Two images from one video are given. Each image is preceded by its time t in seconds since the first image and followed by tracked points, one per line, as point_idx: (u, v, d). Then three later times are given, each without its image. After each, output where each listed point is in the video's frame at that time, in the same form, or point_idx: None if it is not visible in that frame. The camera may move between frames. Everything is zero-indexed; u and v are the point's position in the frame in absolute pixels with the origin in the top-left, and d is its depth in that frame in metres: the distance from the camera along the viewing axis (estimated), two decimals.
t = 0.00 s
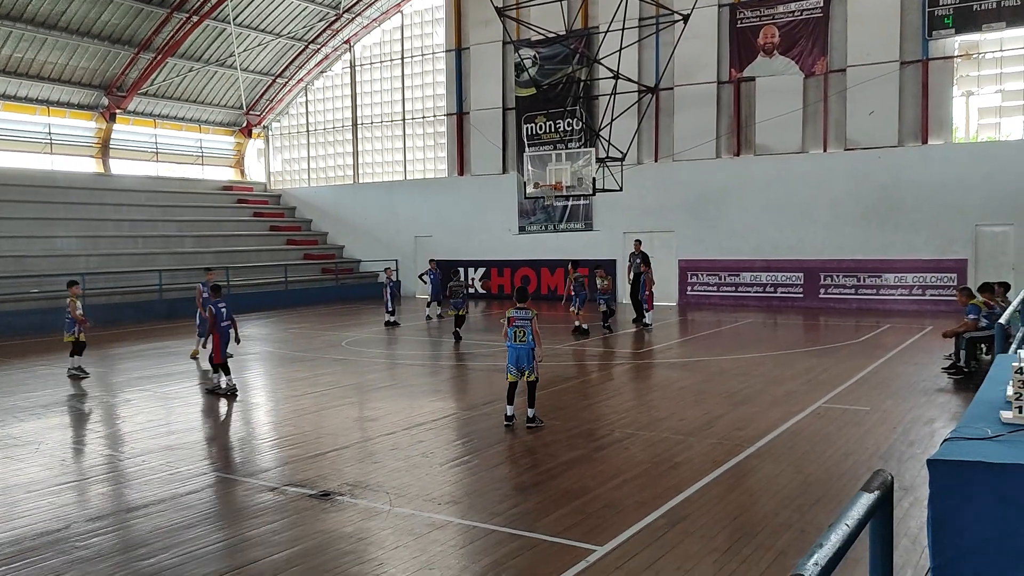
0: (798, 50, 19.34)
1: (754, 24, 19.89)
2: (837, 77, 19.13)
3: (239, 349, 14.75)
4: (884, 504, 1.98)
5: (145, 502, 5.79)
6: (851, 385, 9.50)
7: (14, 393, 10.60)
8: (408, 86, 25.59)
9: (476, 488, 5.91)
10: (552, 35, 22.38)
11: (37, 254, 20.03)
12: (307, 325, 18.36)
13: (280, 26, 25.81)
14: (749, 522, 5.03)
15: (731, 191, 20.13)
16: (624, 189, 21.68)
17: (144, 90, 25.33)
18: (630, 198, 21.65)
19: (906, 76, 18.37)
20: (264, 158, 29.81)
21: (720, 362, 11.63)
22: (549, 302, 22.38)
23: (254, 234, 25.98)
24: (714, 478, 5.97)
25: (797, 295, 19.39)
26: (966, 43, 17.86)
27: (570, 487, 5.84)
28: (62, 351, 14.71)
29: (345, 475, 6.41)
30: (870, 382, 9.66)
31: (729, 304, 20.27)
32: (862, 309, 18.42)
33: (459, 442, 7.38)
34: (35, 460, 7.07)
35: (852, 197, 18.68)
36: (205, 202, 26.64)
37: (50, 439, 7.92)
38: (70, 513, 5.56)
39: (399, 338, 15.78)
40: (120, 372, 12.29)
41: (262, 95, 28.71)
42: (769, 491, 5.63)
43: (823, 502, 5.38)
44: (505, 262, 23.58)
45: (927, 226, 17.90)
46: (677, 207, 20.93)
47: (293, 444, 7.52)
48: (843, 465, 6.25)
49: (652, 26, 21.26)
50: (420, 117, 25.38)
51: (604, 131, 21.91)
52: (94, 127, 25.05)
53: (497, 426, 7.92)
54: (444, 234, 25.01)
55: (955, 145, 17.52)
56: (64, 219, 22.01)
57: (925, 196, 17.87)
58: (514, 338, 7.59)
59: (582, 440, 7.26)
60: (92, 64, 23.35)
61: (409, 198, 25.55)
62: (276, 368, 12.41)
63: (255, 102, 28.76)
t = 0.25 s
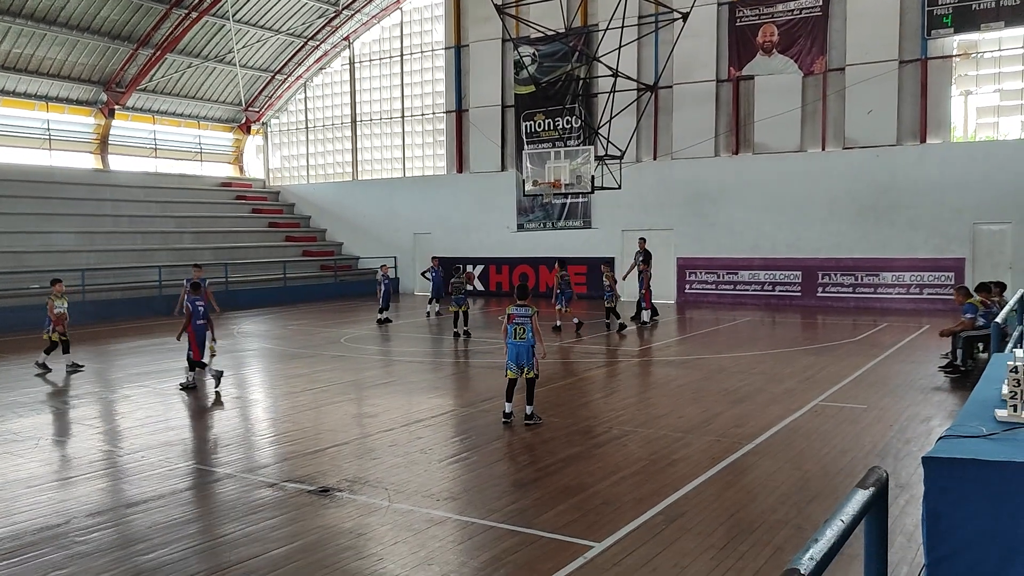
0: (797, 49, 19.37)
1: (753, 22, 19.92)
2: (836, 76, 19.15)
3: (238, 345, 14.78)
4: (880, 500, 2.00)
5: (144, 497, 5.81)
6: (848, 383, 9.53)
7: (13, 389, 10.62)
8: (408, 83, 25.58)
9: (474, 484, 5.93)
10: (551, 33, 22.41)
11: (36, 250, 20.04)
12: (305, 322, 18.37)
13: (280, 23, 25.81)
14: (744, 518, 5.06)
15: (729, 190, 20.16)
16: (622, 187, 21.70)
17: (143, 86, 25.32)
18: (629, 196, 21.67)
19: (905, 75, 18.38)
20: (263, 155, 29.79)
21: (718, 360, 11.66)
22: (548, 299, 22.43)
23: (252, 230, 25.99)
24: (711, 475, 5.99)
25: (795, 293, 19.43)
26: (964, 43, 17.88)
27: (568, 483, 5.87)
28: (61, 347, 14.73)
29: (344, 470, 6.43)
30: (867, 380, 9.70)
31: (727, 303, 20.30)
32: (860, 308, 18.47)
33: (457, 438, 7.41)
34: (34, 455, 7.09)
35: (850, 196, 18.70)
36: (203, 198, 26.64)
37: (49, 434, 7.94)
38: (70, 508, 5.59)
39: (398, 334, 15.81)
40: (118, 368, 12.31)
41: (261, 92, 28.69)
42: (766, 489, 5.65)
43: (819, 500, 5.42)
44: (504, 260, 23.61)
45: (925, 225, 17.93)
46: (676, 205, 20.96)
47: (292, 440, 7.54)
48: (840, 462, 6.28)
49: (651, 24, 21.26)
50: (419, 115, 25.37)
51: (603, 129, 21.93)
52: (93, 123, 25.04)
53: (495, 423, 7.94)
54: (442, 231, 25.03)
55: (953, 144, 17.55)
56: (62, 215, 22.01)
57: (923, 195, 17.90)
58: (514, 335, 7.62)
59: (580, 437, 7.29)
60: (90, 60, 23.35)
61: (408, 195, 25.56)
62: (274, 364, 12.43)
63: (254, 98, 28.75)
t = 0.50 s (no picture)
0: (795, 50, 19.41)
1: (751, 23, 19.93)
2: (833, 77, 19.18)
3: (235, 344, 14.77)
4: (876, 497, 2.02)
5: (142, 496, 5.81)
6: (845, 383, 9.56)
7: (10, 388, 10.60)
8: (405, 83, 25.57)
9: (471, 484, 5.94)
10: (549, 33, 22.44)
11: (33, 249, 20.01)
12: (303, 322, 18.36)
13: (277, 22, 25.80)
14: (742, 518, 5.08)
15: (727, 190, 20.19)
16: (620, 187, 21.72)
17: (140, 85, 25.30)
18: (626, 197, 21.70)
19: (902, 76, 18.41)
20: (260, 154, 29.76)
21: (715, 360, 11.68)
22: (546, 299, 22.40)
23: (250, 229, 25.98)
24: (709, 475, 6.01)
25: (792, 294, 19.48)
26: (962, 44, 17.92)
27: (565, 483, 5.88)
28: (58, 346, 14.70)
29: (342, 470, 6.44)
30: (863, 380, 9.72)
31: (724, 303, 20.33)
32: (857, 309, 18.52)
33: (454, 437, 7.42)
34: (32, 454, 7.09)
35: (848, 197, 18.74)
36: (201, 197, 26.62)
37: (47, 433, 7.94)
38: (69, 506, 5.59)
39: (395, 334, 15.80)
40: (115, 367, 12.29)
41: (259, 91, 28.66)
42: (763, 488, 5.67)
43: (815, 499, 5.44)
44: (501, 260, 23.60)
45: (922, 226, 17.97)
46: (673, 206, 20.99)
47: (289, 439, 7.55)
48: (837, 462, 6.30)
49: (649, 25, 21.28)
50: (417, 115, 25.36)
51: (601, 129, 21.95)
52: (91, 123, 25.01)
53: (493, 423, 7.95)
54: (440, 231, 25.03)
55: (951, 145, 17.59)
56: (59, 214, 21.98)
57: (921, 196, 17.94)
58: (512, 336, 7.61)
59: (578, 436, 7.30)
60: (88, 59, 23.32)
61: (406, 195, 25.56)
62: (271, 364, 12.42)
63: (251, 98, 28.72)
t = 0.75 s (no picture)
0: (791, 53, 19.46)
1: (748, 27, 19.97)
2: (830, 81, 19.23)
3: (231, 347, 14.75)
4: (862, 501, 2.03)
5: (137, 499, 5.80)
6: (840, 386, 9.58)
7: (6, 391, 10.58)
8: (403, 86, 25.58)
9: (466, 487, 5.94)
10: (546, 37, 22.51)
11: (29, 252, 20.00)
12: (299, 325, 18.36)
13: (275, 26, 25.84)
14: (736, 521, 5.08)
15: (724, 193, 20.22)
16: (617, 191, 21.74)
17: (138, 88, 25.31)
18: (623, 200, 21.73)
19: (898, 80, 18.47)
20: (258, 157, 29.77)
21: (711, 363, 11.70)
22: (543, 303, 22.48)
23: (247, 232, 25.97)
24: (703, 478, 6.02)
25: (788, 297, 19.53)
26: (957, 49, 18.00)
27: (560, 486, 5.88)
28: (54, 349, 14.68)
29: (337, 473, 6.44)
30: (859, 384, 9.74)
31: (721, 306, 20.37)
32: (853, 312, 18.57)
33: (450, 440, 7.42)
34: (27, 457, 7.08)
35: (844, 200, 18.78)
36: (198, 200, 26.61)
37: (41, 436, 7.93)
38: (63, 509, 5.58)
39: (392, 337, 15.81)
40: (111, 370, 12.27)
41: (256, 94, 28.68)
42: (758, 491, 5.67)
43: (810, 502, 5.45)
44: (498, 263, 23.63)
45: (918, 229, 18.02)
46: (670, 209, 21.02)
47: (284, 442, 7.54)
48: (832, 465, 6.32)
49: (646, 29, 21.35)
50: (414, 118, 25.38)
51: (598, 133, 21.99)
52: (88, 125, 25.01)
53: (489, 426, 7.95)
54: (437, 234, 25.04)
55: (947, 149, 17.64)
56: (56, 217, 21.97)
57: (917, 200, 17.99)
58: (507, 339, 7.62)
59: (573, 439, 7.31)
60: (85, 62, 23.32)
61: (403, 199, 25.58)
62: (267, 367, 12.41)
63: (249, 101, 28.74)
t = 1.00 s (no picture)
0: (791, 60, 19.49)
1: (747, 33, 20.00)
2: (828, 88, 19.25)
3: (229, 353, 14.74)
4: (855, 510, 2.01)
5: (132, 505, 5.79)
6: (838, 393, 9.56)
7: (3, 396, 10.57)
8: (403, 92, 25.62)
9: (462, 493, 5.92)
10: (545, 43, 22.56)
11: (29, 257, 20.01)
12: (299, 330, 18.35)
13: (275, 32, 25.90)
14: (732, 528, 5.06)
15: (723, 200, 20.23)
16: (616, 197, 21.75)
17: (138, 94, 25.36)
18: (622, 206, 21.74)
19: (897, 86, 18.50)
20: (258, 163, 29.79)
21: (710, 369, 11.68)
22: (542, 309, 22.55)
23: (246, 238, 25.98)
24: (701, 484, 6.00)
25: (787, 303, 19.51)
26: (956, 55, 18.02)
27: (557, 493, 5.86)
28: (52, 354, 14.67)
29: (333, 479, 6.42)
30: (857, 390, 9.72)
31: (720, 312, 20.35)
32: (852, 318, 18.55)
33: (447, 447, 7.40)
34: (23, 462, 7.07)
35: (843, 206, 18.79)
36: (198, 205, 26.64)
37: (38, 441, 7.92)
38: (58, 515, 5.56)
39: (391, 343, 15.80)
40: (110, 375, 12.26)
41: (256, 100, 28.71)
42: (755, 498, 5.65)
43: (807, 509, 5.43)
44: (497, 269, 23.66)
45: (917, 236, 18.01)
46: (669, 215, 21.03)
47: (281, 448, 7.53)
48: (829, 472, 6.30)
49: (645, 35, 21.38)
50: (414, 124, 25.40)
51: (597, 139, 22.01)
52: (88, 130, 25.05)
53: (486, 432, 7.93)
54: (437, 240, 25.04)
55: (946, 156, 17.64)
56: (55, 222, 21.99)
57: (916, 206, 17.99)
58: (504, 344, 7.63)
59: (570, 446, 7.29)
60: (85, 67, 23.37)
61: (403, 204, 25.59)
62: (266, 372, 12.40)
63: (249, 106, 28.77)
